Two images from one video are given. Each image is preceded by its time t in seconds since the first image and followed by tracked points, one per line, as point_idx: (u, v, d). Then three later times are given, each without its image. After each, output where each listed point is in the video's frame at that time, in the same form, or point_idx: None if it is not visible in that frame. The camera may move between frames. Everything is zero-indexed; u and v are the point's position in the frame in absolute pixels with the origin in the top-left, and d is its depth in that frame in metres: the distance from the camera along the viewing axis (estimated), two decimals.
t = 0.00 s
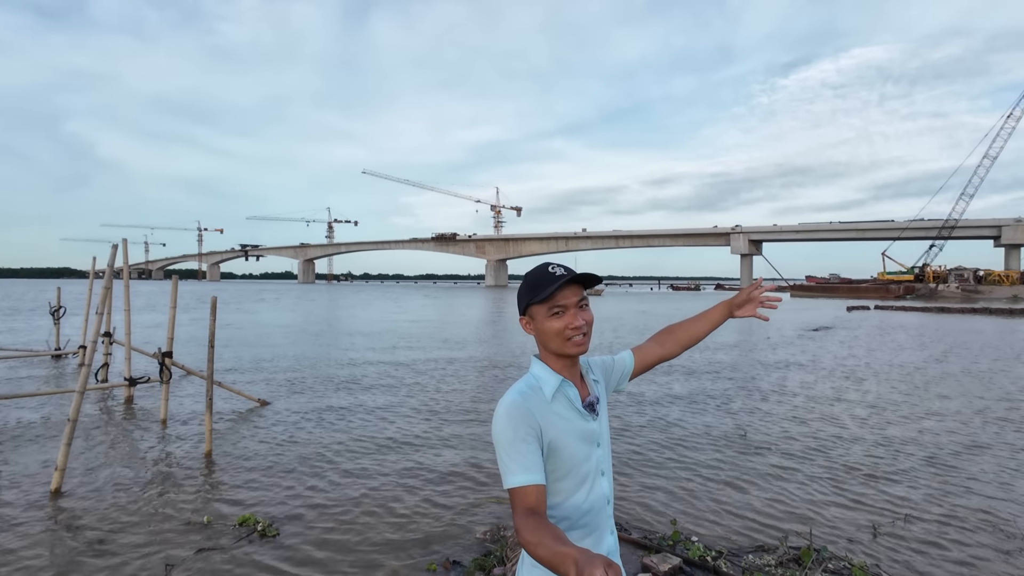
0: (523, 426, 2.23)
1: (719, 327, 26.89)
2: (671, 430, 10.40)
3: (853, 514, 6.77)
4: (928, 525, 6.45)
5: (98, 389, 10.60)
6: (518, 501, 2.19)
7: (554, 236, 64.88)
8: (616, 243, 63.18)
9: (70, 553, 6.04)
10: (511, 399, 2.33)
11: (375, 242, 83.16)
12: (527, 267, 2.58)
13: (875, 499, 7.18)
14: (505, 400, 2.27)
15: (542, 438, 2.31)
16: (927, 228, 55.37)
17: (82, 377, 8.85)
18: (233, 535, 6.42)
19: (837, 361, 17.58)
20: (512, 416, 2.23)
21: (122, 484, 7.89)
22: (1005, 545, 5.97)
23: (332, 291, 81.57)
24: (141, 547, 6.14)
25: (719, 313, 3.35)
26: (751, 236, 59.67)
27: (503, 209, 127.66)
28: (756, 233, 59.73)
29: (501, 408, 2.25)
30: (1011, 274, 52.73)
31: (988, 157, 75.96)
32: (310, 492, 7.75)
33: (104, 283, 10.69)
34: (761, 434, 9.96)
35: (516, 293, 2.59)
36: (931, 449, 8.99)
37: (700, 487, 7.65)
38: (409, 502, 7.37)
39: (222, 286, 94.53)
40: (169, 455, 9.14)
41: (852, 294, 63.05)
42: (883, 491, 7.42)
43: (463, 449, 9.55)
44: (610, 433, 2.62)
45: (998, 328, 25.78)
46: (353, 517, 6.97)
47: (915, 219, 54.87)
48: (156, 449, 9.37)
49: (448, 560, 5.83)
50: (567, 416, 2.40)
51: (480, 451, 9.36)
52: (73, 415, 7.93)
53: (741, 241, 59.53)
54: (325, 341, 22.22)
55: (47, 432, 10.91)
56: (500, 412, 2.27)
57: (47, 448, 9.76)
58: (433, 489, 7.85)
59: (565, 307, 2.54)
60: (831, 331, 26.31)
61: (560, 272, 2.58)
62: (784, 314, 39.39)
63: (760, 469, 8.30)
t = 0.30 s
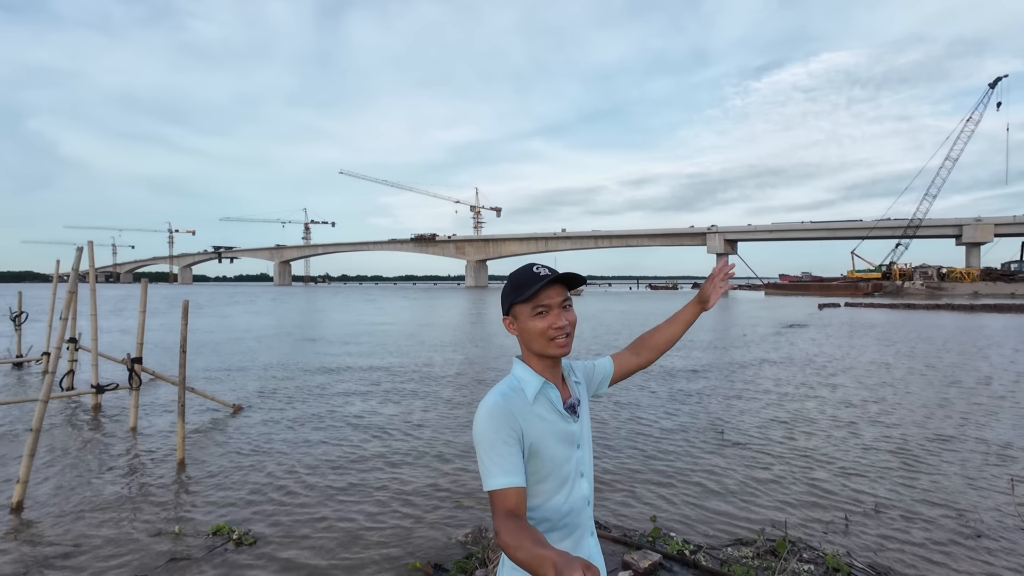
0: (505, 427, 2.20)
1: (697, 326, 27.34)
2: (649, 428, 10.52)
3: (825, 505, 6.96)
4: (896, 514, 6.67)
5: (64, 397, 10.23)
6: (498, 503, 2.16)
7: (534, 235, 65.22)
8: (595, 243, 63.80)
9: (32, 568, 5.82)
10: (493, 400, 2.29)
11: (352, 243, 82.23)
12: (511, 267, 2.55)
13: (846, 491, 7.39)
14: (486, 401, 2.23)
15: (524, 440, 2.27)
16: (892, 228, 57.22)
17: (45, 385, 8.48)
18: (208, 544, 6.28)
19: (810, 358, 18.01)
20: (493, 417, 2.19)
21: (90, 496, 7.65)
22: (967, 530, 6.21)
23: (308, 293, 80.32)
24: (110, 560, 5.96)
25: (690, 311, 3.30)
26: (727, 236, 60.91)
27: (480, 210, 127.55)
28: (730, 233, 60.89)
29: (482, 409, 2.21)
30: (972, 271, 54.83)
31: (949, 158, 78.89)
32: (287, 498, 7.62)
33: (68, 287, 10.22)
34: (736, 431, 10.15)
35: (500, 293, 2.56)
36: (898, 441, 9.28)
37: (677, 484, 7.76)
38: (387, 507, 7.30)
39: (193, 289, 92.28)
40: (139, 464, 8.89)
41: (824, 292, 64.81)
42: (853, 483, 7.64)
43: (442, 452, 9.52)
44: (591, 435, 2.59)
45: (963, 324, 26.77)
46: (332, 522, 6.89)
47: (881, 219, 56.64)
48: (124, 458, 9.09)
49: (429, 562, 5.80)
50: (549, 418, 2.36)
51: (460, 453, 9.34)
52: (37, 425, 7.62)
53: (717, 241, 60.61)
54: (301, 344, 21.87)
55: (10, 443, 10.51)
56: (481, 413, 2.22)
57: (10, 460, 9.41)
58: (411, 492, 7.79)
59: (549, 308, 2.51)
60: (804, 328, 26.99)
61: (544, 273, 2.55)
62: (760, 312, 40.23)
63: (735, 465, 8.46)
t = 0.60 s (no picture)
0: (493, 429, 2.17)
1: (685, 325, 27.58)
2: (636, 427, 10.58)
3: (810, 500, 7.05)
4: (879, 507, 6.78)
5: (42, 403, 9.99)
6: (485, 505, 2.13)
7: (521, 235, 65.30)
8: (582, 243, 64.06)
9: None
10: (480, 401, 2.26)
11: (339, 245, 81.61)
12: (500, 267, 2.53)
13: (828, 485, 7.50)
14: (474, 403, 2.20)
15: (512, 441, 2.24)
16: (873, 226, 58.23)
17: (21, 392, 8.26)
18: (191, 551, 6.20)
19: (795, 355, 18.25)
20: (481, 419, 2.16)
21: (69, 504, 7.49)
22: (944, 520, 6.35)
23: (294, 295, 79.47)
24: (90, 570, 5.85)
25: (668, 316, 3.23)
26: (712, 235, 61.55)
27: (467, 211, 127.07)
28: (716, 232, 61.56)
29: (469, 410, 2.19)
30: (950, 268, 56.00)
31: (926, 157, 80.50)
32: (273, 503, 7.55)
33: (45, 291, 9.94)
34: (722, 429, 10.25)
35: (489, 294, 2.53)
36: (880, 436, 9.44)
37: (663, 482, 7.82)
38: (375, 510, 7.24)
39: (176, 293, 90.89)
40: (120, 471, 8.73)
41: (808, 290, 65.74)
42: (836, 477, 7.75)
43: (430, 453, 9.49)
44: (578, 436, 2.57)
45: (944, 320, 27.27)
46: (318, 527, 6.83)
47: (862, 217, 57.63)
48: (104, 465, 8.92)
49: (417, 565, 5.77)
50: (536, 419, 2.34)
51: (447, 456, 9.32)
52: (14, 433, 7.42)
53: (702, 240, 61.24)
54: (286, 347, 21.64)
55: None
56: (469, 414, 2.19)
57: None
58: (399, 495, 7.74)
59: (538, 308, 2.49)
60: (790, 326, 27.33)
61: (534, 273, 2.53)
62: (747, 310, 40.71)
63: (720, 462, 8.54)
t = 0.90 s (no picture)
0: (481, 428, 2.17)
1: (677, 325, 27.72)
2: (628, 426, 10.62)
3: (800, 497, 7.12)
4: (867, 503, 6.87)
5: (30, 407, 9.86)
6: (473, 505, 2.13)
7: (514, 235, 65.33)
8: (575, 242, 64.19)
9: None
10: (469, 400, 2.25)
11: (331, 245, 81.20)
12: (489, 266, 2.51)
13: (817, 481, 7.59)
14: (462, 402, 2.19)
15: (499, 440, 2.24)
16: (862, 225, 58.81)
17: (8, 395, 8.14)
18: (182, 554, 6.16)
19: (786, 353, 18.40)
20: (469, 418, 2.15)
21: (57, 508, 7.41)
22: (930, 516, 6.44)
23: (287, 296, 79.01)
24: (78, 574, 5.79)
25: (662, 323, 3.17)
26: (705, 234, 61.89)
27: (460, 210, 127.01)
28: (707, 231, 61.93)
29: (458, 409, 2.18)
30: (938, 266, 56.69)
31: (915, 157, 81.36)
32: (265, 505, 7.51)
33: (32, 292, 9.79)
34: (713, 427, 10.32)
35: (477, 292, 2.52)
36: (868, 433, 9.54)
37: (655, 480, 7.86)
38: (367, 511, 7.23)
39: (165, 294, 89.99)
40: (110, 474, 8.65)
41: (798, 288, 66.27)
42: (825, 474, 7.82)
43: (423, 454, 9.49)
44: (566, 435, 2.57)
45: (933, 317, 27.58)
46: (310, 529, 6.81)
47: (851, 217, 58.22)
48: (93, 468, 8.83)
49: (410, 566, 5.77)
50: (525, 418, 2.33)
51: (440, 457, 9.32)
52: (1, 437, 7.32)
53: (694, 240, 61.58)
54: (278, 349, 21.52)
55: None
56: (457, 414, 2.18)
57: None
58: (391, 496, 7.72)
59: (527, 307, 2.48)
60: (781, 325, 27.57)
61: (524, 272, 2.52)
62: (739, 309, 41.00)
63: (711, 459, 8.60)
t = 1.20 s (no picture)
0: (466, 438, 2.18)
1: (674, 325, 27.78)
2: (624, 426, 10.64)
3: (793, 497, 7.15)
4: (860, 504, 6.92)
5: (22, 409, 9.80)
6: (457, 517, 2.13)
7: (512, 234, 65.33)
8: (573, 242, 64.23)
9: None
10: (454, 410, 2.26)
11: (328, 244, 81.08)
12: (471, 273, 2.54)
13: (810, 481, 7.64)
14: (447, 411, 2.20)
15: (484, 451, 2.25)
16: (858, 224, 59.05)
17: None
18: (175, 559, 6.14)
19: (781, 353, 18.49)
20: (454, 429, 2.16)
21: (49, 512, 7.37)
22: (922, 517, 6.49)
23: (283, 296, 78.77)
24: None
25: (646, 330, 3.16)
26: (701, 233, 62.04)
27: (457, 210, 126.91)
28: (704, 230, 62.04)
29: (442, 419, 2.18)
30: (933, 265, 56.98)
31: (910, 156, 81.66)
32: (259, 509, 7.50)
33: (23, 294, 9.73)
34: (708, 427, 10.35)
35: (462, 299, 2.53)
36: (861, 433, 9.60)
37: (649, 480, 7.90)
38: (362, 515, 7.23)
39: (161, 294, 89.61)
40: (103, 476, 8.62)
41: (795, 287, 66.49)
42: (818, 474, 7.88)
43: (418, 456, 9.50)
44: (551, 445, 2.59)
45: (928, 317, 27.77)
46: (304, 533, 6.81)
47: (847, 216, 58.45)
48: (87, 471, 8.79)
49: (403, 569, 5.77)
50: (510, 428, 2.35)
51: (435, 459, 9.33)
52: None
53: (691, 239, 61.72)
54: (274, 350, 21.48)
55: None
56: (441, 423, 2.19)
57: None
58: (386, 498, 7.73)
59: (511, 314, 2.50)
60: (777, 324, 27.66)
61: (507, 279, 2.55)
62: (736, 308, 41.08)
63: (706, 459, 8.63)
